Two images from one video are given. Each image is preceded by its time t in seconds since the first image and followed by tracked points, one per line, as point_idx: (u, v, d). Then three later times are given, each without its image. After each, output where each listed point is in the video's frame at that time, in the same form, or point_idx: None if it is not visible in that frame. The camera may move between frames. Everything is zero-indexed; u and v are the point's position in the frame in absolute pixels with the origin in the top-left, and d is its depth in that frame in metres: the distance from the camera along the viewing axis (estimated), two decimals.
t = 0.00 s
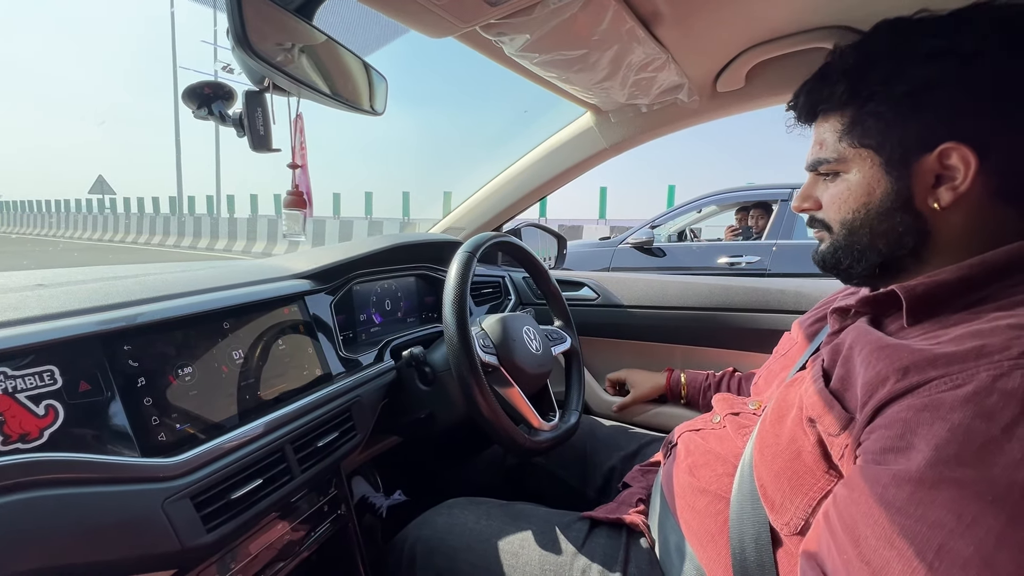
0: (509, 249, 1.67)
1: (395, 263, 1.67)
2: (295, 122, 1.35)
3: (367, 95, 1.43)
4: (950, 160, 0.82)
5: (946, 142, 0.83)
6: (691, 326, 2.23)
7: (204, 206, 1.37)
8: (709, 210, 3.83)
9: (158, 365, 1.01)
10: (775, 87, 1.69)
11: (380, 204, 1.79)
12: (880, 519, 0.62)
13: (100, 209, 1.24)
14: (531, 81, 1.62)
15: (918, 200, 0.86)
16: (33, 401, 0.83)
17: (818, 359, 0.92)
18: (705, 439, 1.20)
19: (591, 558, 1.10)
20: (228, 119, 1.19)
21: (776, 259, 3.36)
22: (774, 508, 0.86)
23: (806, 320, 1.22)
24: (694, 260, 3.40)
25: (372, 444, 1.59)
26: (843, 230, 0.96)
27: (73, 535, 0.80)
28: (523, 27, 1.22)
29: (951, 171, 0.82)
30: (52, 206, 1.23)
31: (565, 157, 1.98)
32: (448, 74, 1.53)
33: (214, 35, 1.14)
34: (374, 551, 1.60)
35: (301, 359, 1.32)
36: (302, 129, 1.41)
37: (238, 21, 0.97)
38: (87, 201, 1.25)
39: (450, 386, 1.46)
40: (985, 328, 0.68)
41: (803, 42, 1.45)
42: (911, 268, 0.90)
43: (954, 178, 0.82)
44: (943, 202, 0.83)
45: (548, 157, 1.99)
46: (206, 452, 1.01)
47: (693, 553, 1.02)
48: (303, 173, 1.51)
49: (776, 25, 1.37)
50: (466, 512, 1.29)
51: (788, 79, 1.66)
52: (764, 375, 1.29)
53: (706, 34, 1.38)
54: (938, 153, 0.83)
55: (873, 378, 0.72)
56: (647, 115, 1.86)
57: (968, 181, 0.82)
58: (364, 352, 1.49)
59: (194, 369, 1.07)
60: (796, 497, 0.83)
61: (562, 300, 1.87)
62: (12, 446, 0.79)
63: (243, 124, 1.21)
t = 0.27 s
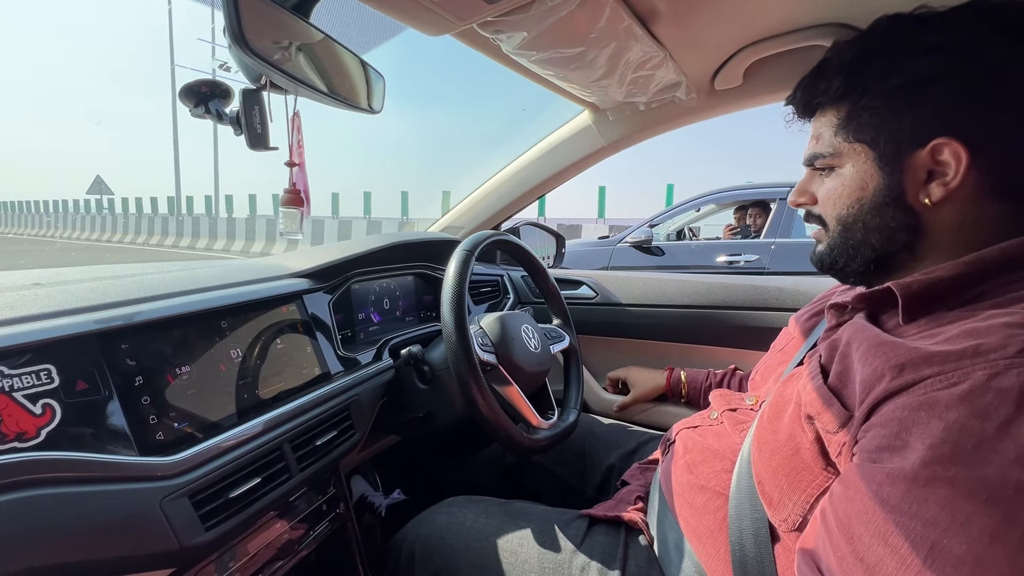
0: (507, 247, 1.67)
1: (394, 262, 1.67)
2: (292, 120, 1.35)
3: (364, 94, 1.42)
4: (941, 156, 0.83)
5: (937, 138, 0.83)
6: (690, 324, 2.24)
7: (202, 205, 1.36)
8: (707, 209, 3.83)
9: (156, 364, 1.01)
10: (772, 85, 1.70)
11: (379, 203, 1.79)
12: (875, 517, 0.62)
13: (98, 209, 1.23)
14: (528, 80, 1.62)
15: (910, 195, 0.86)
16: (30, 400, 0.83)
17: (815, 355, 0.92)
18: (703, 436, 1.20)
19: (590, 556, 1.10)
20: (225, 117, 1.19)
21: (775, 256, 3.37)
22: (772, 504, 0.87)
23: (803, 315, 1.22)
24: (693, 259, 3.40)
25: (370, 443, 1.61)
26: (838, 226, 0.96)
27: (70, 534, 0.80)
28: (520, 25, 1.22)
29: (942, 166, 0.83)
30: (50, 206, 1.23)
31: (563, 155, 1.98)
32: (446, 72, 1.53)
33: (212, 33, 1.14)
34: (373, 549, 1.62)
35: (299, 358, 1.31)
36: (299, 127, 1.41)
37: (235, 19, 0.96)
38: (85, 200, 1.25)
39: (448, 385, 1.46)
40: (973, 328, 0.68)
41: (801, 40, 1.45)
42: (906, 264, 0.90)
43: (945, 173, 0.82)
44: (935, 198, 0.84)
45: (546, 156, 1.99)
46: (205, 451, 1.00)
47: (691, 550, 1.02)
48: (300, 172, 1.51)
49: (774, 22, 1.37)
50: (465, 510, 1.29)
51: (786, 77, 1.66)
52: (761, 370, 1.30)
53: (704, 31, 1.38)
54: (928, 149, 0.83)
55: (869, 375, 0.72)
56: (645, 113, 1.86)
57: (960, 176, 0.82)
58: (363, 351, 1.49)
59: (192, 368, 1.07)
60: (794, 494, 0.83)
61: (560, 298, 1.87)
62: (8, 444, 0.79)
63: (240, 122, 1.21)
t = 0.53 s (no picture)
0: (506, 246, 1.67)
1: (392, 261, 1.67)
2: (290, 118, 1.35)
3: (362, 92, 1.42)
4: (937, 150, 0.83)
5: (934, 133, 0.83)
6: (689, 323, 2.24)
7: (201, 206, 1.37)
8: (706, 208, 3.84)
9: (154, 364, 1.01)
10: (771, 83, 1.70)
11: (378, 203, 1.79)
12: (873, 498, 0.62)
13: (97, 209, 1.23)
14: (526, 78, 1.62)
15: (906, 190, 0.86)
16: (28, 399, 0.83)
17: (807, 348, 0.92)
18: (700, 433, 1.20)
19: (589, 554, 1.10)
20: (223, 116, 1.18)
21: (774, 255, 3.37)
22: (768, 498, 0.87)
23: (801, 311, 1.22)
24: (692, 258, 3.41)
25: (370, 443, 1.61)
26: (835, 220, 0.97)
27: (69, 532, 0.80)
28: (518, 23, 1.22)
29: (938, 160, 0.83)
30: (48, 206, 1.23)
31: (562, 154, 1.98)
32: (445, 71, 1.52)
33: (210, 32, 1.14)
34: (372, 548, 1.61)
35: (298, 356, 1.31)
36: (297, 126, 1.41)
37: (233, 18, 0.96)
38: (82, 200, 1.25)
39: (446, 383, 1.46)
40: (963, 305, 0.68)
41: (799, 38, 1.45)
42: (902, 259, 0.90)
43: (941, 167, 0.83)
44: (930, 192, 0.84)
45: (545, 154, 1.99)
46: (203, 450, 1.00)
47: (690, 548, 1.02)
48: (298, 171, 1.51)
49: (772, 20, 1.38)
50: (464, 508, 1.29)
51: (784, 76, 1.66)
52: (758, 365, 1.30)
53: (702, 30, 1.38)
54: (927, 143, 0.84)
55: (865, 363, 0.72)
56: (643, 111, 1.86)
57: (956, 171, 0.82)
58: (362, 350, 1.49)
59: (190, 368, 1.07)
60: (789, 487, 0.83)
61: (559, 297, 1.87)
62: (7, 444, 0.79)
63: (238, 121, 1.20)
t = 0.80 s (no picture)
0: (505, 245, 1.67)
1: (392, 260, 1.67)
2: (289, 118, 1.35)
3: (361, 92, 1.42)
4: (939, 144, 0.83)
5: (938, 128, 0.83)
6: (688, 323, 2.24)
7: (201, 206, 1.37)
8: (706, 207, 3.84)
9: (153, 363, 1.01)
10: (770, 82, 1.70)
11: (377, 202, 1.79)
12: (878, 504, 0.62)
13: (95, 209, 1.23)
14: (525, 77, 1.62)
15: (907, 184, 0.86)
16: (27, 399, 0.83)
17: (812, 348, 0.92)
18: (700, 432, 1.20)
19: (588, 552, 1.10)
20: (221, 115, 1.18)
21: (773, 254, 3.37)
22: (770, 498, 0.87)
23: (801, 309, 1.22)
24: (692, 257, 3.41)
25: (370, 442, 1.61)
26: (837, 212, 0.97)
27: (69, 532, 0.80)
28: (516, 22, 1.22)
29: (941, 155, 0.83)
30: (46, 206, 1.23)
31: (561, 152, 1.98)
32: (444, 70, 1.52)
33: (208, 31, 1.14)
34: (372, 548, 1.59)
35: (297, 356, 1.31)
36: (296, 125, 1.41)
37: (230, 18, 0.96)
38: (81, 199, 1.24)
39: (445, 381, 1.46)
40: (972, 314, 0.68)
41: (798, 37, 1.45)
42: (902, 254, 0.91)
43: (943, 162, 0.83)
44: (930, 187, 0.84)
45: (544, 154, 1.99)
46: (201, 449, 1.00)
47: (689, 547, 1.02)
48: (297, 170, 1.50)
49: (771, 19, 1.38)
50: (464, 507, 1.29)
51: (783, 74, 1.66)
52: (758, 363, 1.30)
53: (701, 28, 1.38)
54: (931, 138, 0.83)
55: (873, 367, 0.72)
56: (642, 110, 1.86)
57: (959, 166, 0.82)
58: (361, 349, 1.49)
59: (189, 367, 1.07)
60: (793, 488, 0.83)
61: (559, 296, 1.87)
62: (5, 443, 0.79)
63: (236, 120, 1.20)
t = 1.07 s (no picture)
0: (505, 244, 1.67)
1: (392, 260, 1.67)
2: (289, 117, 1.34)
3: (361, 91, 1.42)
4: (921, 142, 0.83)
5: (922, 126, 0.83)
6: (689, 322, 2.23)
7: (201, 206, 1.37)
8: (706, 207, 3.84)
9: (153, 363, 1.01)
10: (770, 81, 1.70)
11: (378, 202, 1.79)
12: (875, 509, 0.62)
13: (96, 209, 1.23)
14: (525, 77, 1.62)
15: (893, 181, 0.87)
16: (27, 398, 0.83)
17: (811, 347, 0.92)
18: (700, 431, 1.20)
19: (588, 551, 1.11)
20: (221, 115, 1.18)
21: (774, 254, 3.37)
22: (769, 497, 0.87)
23: (801, 307, 1.22)
24: (692, 257, 3.41)
25: (371, 441, 1.61)
26: (829, 208, 0.99)
27: (69, 532, 0.80)
28: (516, 21, 1.22)
29: (923, 153, 0.83)
30: (47, 206, 1.23)
31: (561, 152, 1.98)
32: (444, 70, 1.52)
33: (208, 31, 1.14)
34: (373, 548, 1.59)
35: (297, 355, 1.31)
36: (296, 125, 1.41)
37: (230, 17, 0.96)
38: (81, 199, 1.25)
39: (445, 381, 1.46)
40: (964, 318, 0.68)
41: (798, 36, 1.45)
42: (891, 251, 0.91)
43: (926, 160, 0.82)
44: (913, 185, 0.83)
45: (544, 153, 1.99)
46: (202, 449, 1.01)
47: (690, 546, 1.02)
48: (297, 170, 1.50)
49: (771, 18, 1.38)
50: (464, 507, 1.29)
51: (783, 73, 1.66)
52: (757, 362, 1.30)
53: (701, 27, 1.38)
54: (915, 136, 0.83)
55: (868, 368, 0.72)
56: (642, 110, 1.86)
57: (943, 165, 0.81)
58: (362, 349, 1.49)
59: (190, 367, 1.07)
60: (791, 487, 0.83)
61: (559, 295, 1.87)
62: (6, 443, 0.79)
63: (236, 120, 1.20)
